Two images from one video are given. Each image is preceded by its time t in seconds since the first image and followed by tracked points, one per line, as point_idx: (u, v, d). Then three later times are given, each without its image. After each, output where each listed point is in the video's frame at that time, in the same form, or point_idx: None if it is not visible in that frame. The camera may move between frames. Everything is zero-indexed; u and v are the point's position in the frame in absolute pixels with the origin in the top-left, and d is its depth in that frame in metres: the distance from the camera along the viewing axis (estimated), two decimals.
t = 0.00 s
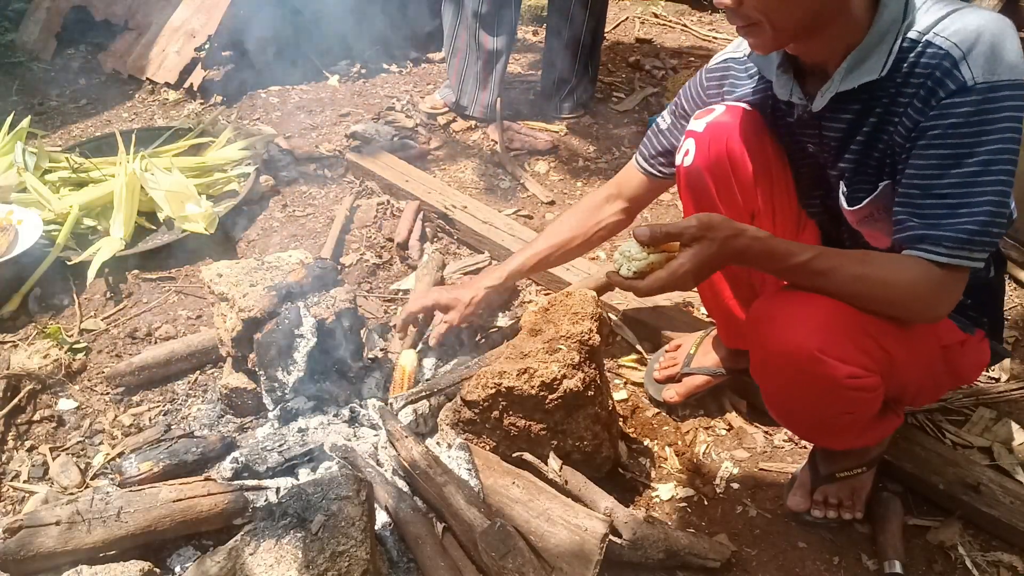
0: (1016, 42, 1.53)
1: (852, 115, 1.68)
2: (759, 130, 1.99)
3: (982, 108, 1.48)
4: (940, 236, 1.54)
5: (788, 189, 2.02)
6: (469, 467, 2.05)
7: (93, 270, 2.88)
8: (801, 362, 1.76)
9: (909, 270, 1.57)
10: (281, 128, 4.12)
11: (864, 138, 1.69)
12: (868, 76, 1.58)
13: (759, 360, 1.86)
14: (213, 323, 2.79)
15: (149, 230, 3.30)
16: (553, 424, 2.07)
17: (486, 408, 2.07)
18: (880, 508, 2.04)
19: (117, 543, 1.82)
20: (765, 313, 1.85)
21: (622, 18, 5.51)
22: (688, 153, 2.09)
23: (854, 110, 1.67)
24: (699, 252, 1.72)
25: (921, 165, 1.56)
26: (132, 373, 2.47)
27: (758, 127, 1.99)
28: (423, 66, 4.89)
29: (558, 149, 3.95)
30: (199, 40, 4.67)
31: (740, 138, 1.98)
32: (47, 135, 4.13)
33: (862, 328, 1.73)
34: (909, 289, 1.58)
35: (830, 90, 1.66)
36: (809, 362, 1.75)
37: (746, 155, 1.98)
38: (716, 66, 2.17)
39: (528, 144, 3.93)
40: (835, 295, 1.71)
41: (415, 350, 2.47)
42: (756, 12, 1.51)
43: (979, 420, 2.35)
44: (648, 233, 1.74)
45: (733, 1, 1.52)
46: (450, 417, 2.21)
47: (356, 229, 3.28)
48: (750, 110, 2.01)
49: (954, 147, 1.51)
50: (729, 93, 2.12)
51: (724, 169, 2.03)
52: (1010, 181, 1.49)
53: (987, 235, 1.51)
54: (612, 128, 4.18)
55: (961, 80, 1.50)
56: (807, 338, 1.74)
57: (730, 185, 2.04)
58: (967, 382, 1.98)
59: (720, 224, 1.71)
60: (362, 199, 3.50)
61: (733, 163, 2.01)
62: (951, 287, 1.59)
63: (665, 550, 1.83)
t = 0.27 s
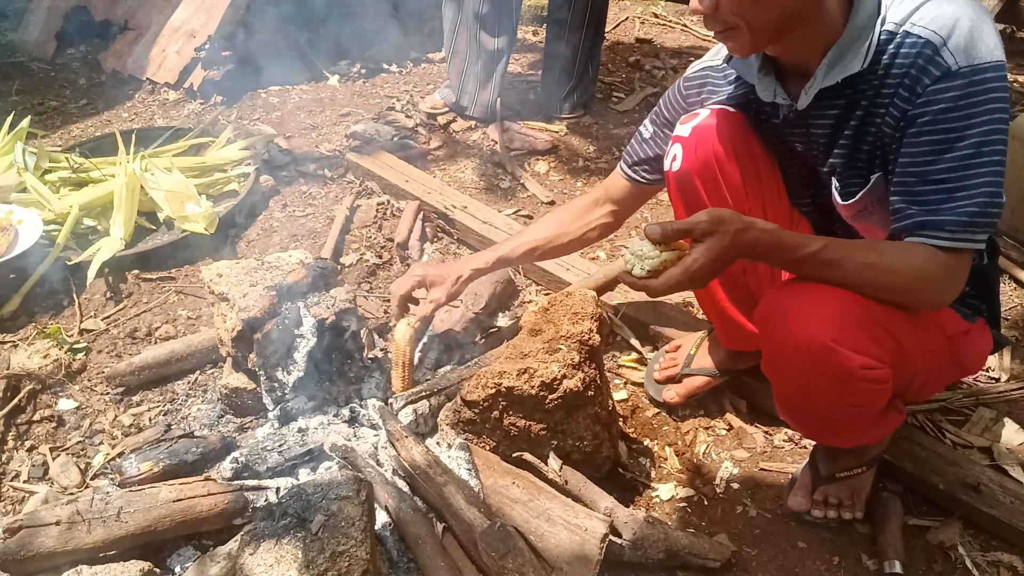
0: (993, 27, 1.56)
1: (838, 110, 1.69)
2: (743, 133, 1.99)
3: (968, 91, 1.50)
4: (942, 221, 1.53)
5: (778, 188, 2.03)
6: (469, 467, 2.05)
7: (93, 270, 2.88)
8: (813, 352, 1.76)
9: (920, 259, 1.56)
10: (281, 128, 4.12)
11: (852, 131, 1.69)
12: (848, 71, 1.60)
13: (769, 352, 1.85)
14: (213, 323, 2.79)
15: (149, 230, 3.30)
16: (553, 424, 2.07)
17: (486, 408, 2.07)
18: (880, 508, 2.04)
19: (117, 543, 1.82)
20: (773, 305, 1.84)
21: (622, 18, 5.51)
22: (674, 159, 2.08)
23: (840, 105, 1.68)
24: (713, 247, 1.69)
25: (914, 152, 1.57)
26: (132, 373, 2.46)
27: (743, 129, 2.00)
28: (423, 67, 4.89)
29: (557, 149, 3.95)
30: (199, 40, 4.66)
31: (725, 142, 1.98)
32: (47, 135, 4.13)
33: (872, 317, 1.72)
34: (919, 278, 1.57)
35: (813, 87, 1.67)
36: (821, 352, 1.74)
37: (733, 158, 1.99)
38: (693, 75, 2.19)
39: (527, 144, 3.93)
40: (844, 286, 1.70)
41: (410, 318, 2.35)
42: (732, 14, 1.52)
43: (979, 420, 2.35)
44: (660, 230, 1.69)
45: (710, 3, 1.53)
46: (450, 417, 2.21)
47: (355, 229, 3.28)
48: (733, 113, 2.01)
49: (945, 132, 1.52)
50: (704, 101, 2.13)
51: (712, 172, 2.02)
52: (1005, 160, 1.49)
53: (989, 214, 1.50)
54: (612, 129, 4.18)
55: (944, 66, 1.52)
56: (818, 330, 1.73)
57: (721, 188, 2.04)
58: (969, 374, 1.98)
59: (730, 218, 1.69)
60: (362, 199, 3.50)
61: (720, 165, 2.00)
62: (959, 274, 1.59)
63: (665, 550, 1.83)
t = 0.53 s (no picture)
0: (986, 24, 1.54)
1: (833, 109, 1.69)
2: (744, 134, 2.00)
3: (962, 94, 1.49)
4: (938, 223, 1.54)
5: (777, 187, 2.03)
6: (469, 467, 2.05)
7: (93, 270, 2.88)
8: (807, 351, 1.76)
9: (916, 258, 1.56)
10: (282, 128, 4.12)
11: (847, 132, 1.69)
12: (842, 70, 1.60)
13: (765, 350, 1.85)
14: (213, 323, 2.79)
15: (149, 230, 3.30)
16: (553, 424, 2.07)
17: (486, 408, 2.07)
18: (880, 508, 2.04)
19: (117, 543, 1.82)
20: (769, 303, 1.84)
21: (622, 18, 5.51)
22: (675, 161, 2.08)
23: (832, 106, 1.68)
24: (703, 239, 1.69)
25: (909, 155, 1.57)
26: (132, 373, 2.46)
27: (743, 130, 2.00)
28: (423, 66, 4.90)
29: (557, 149, 3.95)
30: (199, 40, 4.66)
31: (727, 143, 1.98)
32: (47, 135, 4.13)
33: (868, 316, 1.72)
34: (914, 277, 1.57)
35: (807, 86, 1.67)
36: (816, 350, 1.74)
37: (734, 159, 1.99)
38: (693, 69, 2.16)
39: (527, 144, 3.93)
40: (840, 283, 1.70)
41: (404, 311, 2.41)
42: (728, 16, 1.52)
43: (979, 420, 2.35)
44: (652, 220, 1.72)
45: (705, 5, 1.53)
46: (450, 417, 2.20)
47: (355, 229, 3.28)
48: (734, 115, 2.02)
49: (939, 134, 1.52)
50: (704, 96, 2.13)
51: (712, 173, 2.02)
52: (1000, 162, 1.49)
53: (983, 217, 1.51)
54: (612, 128, 4.18)
55: (937, 68, 1.51)
56: (813, 327, 1.73)
57: (721, 190, 2.03)
58: (971, 377, 1.98)
59: (724, 211, 1.69)
60: (362, 199, 3.50)
61: (719, 166, 2.00)
62: (955, 277, 1.59)
63: (665, 550, 1.83)
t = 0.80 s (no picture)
0: (991, 27, 1.55)
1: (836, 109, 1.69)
2: (743, 131, 1.99)
3: (966, 94, 1.49)
4: (938, 223, 1.54)
5: (777, 187, 2.02)
6: (469, 467, 2.05)
7: (93, 270, 2.88)
8: (809, 353, 1.75)
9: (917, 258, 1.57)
10: (282, 128, 4.12)
11: (851, 131, 1.69)
12: (847, 71, 1.60)
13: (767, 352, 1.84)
14: (213, 324, 2.79)
15: (149, 230, 3.29)
16: (553, 424, 2.07)
17: (486, 408, 2.07)
18: (880, 507, 2.04)
19: (117, 543, 1.82)
20: (769, 305, 1.84)
21: (622, 18, 5.51)
22: (674, 158, 2.10)
23: (835, 106, 1.68)
24: (708, 244, 1.69)
25: (912, 155, 1.57)
26: (132, 372, 2.46)
27: (743, 127, 2.00)
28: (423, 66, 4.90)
29: (557, 149, 3.95)
30: (199, 40, 4.66)
31: (725, 140, 1.98)
32: (47, 135, 4.13)
33: (869, 317, 1.73)
34: (916, 277, 1.58)
35: (811, 87, 1.67)
36: (817, 352, 1.74)
37: (733, 156, 1.98)
38: (697, 69, 2.19)
39: (527, 144, 3.93)
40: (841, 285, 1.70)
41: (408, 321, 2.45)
42: (731, 14, 1.53)
43: (979, 420, 2.35)
44: (656, 226, 1.70)
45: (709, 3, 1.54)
46: (449, 417, 2.20)
47: (356, 229, 3.28)
48: (734, 112, 2.02)
49: (943, 134, 1.52)
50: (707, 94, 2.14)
51: (710, 170, 2.02)
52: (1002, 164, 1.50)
53: (984, 218, 1.52)
54: (612, 129, 4.18)
55: (943, 68, 1.51)
56: (815, 329, 1.73)
57: (719, 186, 2.03)
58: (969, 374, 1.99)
59: (726, 214, 1.69)
60: (362, 199, 3.50)
61: (719, 164, 2.00)
62: (955, 274, 1.60)
63: (665, 550, 1.83)
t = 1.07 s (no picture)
0: (1009, 40, 1.50)
1: (844, 113, 1.68)
2: (754, 132, 2.01)
3: (973, 111, 1.46)
4: (935, 241, 1.53)
5: (784, 189, 2.02)
6: (469, 467, 2.05)
7: (93, 270, 2.88)
8: (798, 365, 1.76)
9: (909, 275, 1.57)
10: (281, 128, 4.12)
11: (857, 139, 1.68)
12: (856, 78, 1.58)
13: (758, 362, 1.85)
14: (213, 323, 2.79)
15: (149, 230, 3.30)
16: (553, 424, 2.07)
17: (486, 408, 2.07)
18: (880, 507, 2.04)
19: (117, 543, 1.82)
20: (762, 315, 1.85)
21: (622, 18, 5.51)
22: (683, 156, 2.11)
23: (844, 111, 1.67)
24: (696, 256, 1.73)
25: (913, 168, 1.55)
26: (132, 373, 2.46)
27: (753, 128, 2.01)
28: (423, 66, 4.90)
29: (557, 149, 3.95)
30: (199, 40, 4.67)
31: (734, 139, 2.00)
32: (47, 135, 4.13)
33: (859, 330, 1.73)
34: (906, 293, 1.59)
35: (821, 91, 1.66)
36: (806, 365, 1.75)
37: (740, 156, 1.99)
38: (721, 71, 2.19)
39: (527, 144, 3.93)
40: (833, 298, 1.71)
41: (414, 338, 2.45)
42: (745, 16, 1.51)
43: (979, 420, 2.35)
44: (645, 238, 1.76)
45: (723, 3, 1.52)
46: (450, 417, 2.21)
47: (356, 229, 3.28)
48: (745, 113, 2.03)
49: (946, 150, 1.50)
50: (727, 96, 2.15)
51: (718, 169, 2.03)
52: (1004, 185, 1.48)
53: (981, 239, 1.51)
54: (612, 128, 4.18)
55: (952, 83, 1.48)
56: (804, 342, 1.74)
57: (726, 186, 2.03)
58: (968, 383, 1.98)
59: (718, 227, 1.72)
60: (362, 199, 3.50)
61: (727, 163, 2.01)
62: (947, 291, 1.59)
63: (665, 550, 1.83)
